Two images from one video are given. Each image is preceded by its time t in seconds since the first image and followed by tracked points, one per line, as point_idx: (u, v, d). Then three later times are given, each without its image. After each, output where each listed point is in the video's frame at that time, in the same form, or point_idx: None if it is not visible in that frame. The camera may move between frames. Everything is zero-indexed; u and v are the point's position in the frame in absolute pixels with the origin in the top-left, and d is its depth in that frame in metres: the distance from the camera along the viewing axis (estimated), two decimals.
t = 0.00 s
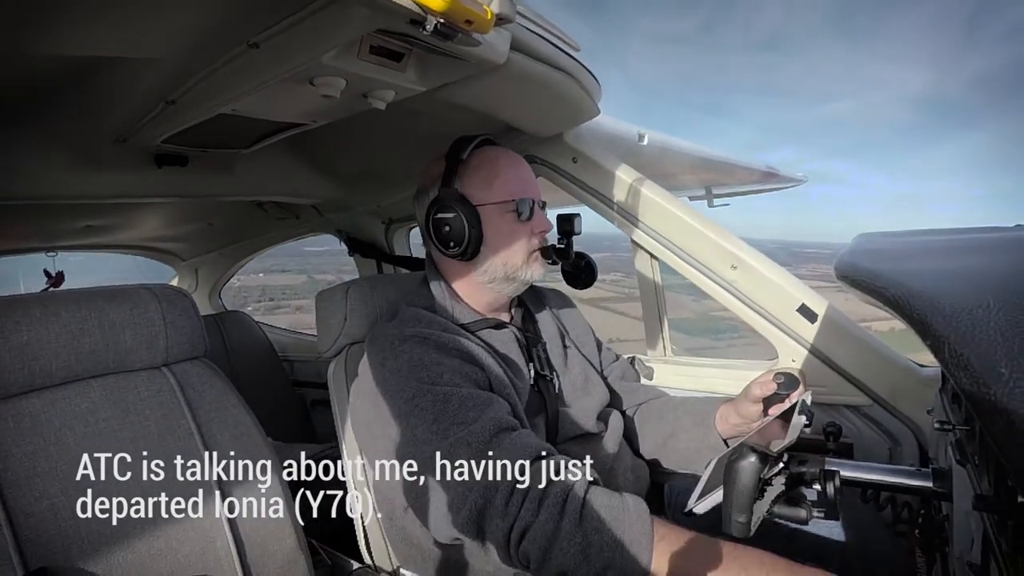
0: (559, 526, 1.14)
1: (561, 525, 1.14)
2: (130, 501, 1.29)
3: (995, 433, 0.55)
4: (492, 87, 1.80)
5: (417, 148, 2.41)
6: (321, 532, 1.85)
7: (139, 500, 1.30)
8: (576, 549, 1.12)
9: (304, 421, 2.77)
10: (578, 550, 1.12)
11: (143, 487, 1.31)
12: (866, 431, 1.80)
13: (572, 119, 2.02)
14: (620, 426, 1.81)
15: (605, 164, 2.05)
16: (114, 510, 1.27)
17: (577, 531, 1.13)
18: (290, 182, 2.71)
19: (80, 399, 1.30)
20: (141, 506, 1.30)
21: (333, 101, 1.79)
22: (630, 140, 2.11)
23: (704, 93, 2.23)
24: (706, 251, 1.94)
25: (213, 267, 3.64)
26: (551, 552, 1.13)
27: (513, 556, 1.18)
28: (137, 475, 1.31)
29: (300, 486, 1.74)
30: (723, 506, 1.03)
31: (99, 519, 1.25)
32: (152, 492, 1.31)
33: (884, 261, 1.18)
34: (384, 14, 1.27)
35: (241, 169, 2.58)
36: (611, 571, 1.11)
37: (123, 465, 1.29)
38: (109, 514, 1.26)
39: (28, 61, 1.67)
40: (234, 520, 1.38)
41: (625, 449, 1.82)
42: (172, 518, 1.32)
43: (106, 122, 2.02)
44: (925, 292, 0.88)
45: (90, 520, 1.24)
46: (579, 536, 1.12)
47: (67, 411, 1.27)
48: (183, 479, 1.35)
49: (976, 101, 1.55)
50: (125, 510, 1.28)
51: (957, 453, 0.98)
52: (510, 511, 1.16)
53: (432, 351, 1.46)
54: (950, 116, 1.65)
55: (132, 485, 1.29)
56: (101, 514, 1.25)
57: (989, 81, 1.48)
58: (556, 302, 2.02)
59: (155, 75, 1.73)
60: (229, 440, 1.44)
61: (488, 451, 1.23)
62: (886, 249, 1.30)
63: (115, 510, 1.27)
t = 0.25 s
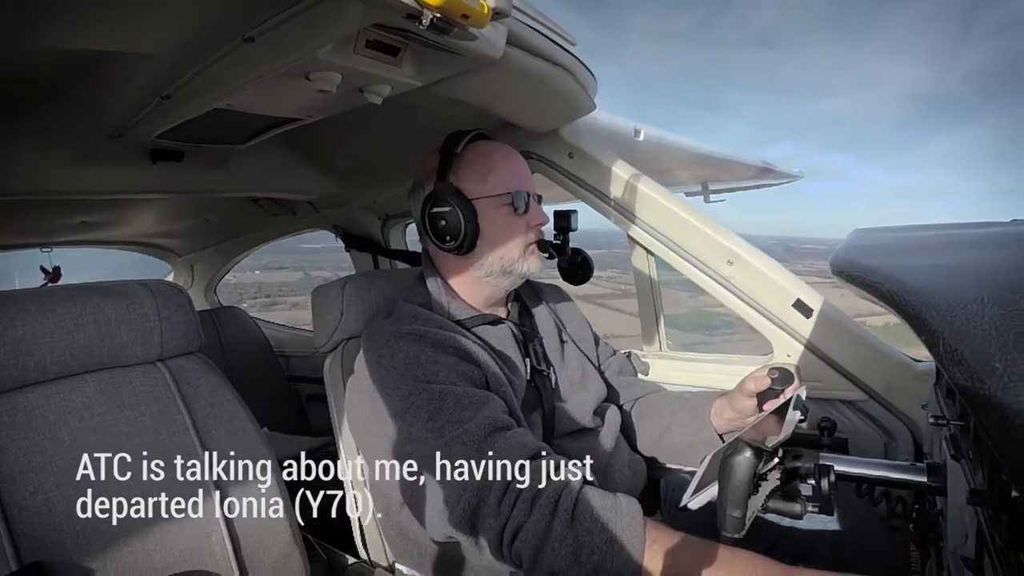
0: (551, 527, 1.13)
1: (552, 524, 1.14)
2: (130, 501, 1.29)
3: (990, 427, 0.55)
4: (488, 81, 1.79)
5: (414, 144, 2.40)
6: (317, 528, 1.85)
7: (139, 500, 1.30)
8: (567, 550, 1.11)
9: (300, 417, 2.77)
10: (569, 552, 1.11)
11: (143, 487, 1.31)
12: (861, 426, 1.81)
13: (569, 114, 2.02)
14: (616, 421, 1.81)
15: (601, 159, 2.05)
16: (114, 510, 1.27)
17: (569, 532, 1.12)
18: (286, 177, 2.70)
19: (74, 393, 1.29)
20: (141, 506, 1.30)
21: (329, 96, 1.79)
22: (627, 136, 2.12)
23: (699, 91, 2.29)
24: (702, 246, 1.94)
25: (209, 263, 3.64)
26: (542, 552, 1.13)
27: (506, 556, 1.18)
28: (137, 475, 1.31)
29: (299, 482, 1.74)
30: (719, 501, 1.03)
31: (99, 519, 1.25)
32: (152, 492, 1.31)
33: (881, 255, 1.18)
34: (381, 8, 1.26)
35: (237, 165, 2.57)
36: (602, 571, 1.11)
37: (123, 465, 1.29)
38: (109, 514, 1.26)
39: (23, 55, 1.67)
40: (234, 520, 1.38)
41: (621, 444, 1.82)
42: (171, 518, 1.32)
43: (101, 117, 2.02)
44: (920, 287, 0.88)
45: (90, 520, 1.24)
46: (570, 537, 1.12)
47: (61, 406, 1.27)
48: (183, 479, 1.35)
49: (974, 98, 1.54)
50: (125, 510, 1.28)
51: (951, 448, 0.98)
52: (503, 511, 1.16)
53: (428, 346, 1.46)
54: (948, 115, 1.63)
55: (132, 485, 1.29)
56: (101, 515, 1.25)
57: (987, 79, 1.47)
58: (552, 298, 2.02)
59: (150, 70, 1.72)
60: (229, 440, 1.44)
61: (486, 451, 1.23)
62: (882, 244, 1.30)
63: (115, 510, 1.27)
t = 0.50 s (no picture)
0: (525, 520, 1.11)
1: (527, 516, 1.11)
2: (130, 501, 1.29)
3: (984, 424, 0.55)
4: (484, 79, 1.79)
5: (410, 141, 2.40)
6: (314, 526, 1.85)
7: (139, 500, 1.30)
8: (542, 542, 1.09)
9: (296, 414, 2.77)
10: (544, 543, 1.09)
11: (143, 487, 1.31)
12: (857, 423, 1.80)
13: (566, 111, 2.02)
14: (613, 419, 1.81)
15: (598, 156, 2.05)
16: (114, 510, 1.27)
17: (544, 522, 1.10)
18: (282, 174, 2.69)
19: (69, 390, 1.29)
20: (141, 506, 1.30)
21: (325, 93, 1.78)
22: (623, 133, 2.10)
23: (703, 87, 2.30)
24: (698, 242, 1.94)
25: (205, 260, 3.63)
26: (519, 546, 1.11)
27: (483, 552, 1.15)
28: (137, 475, 1.31)
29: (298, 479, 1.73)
30: (715, 496, 1.03)
31: (99, 519, 1.25)
32: (152, 492, 1.31)
33: (877, 252, 1.19)
34: (376, 3, 1.26)
35: (233, 162, 2.57)
36: (580, 563, 1.08)
37: (123, 465, 1.29)
38: (109, 514, 1.26)
39: (17, 51, 1.66)
40: (234, 520, 1.38)
41: (617, 441, 1.82)
42: (171, 518, 1.32)
43: (96, 114, 2.01)
44: (915, 284, 0.88)
45: (90, 520, 1.24)
46: (545, 528, 1.10)
47: (56, 402, 1.26)
48: (182, 479, 1.34)
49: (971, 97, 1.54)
50: (125, 510, 1.28)
51: (947, 445, 0.99)
52: (477, 505, 1.14)
53: (418, 343, 1.46)
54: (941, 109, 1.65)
55: (132, 485, 1.29)
56: (101, 515, 1.25)
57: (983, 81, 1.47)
58: (550, 295, 2.02)
59: (145, 66, 1.71)
60: (228, 439, 1.43)
61: (465, 444, 1.23)
62: (878, 241, 1.30)
63: (115, 510, 1.27)
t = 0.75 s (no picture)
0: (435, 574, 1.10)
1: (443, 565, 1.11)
2: (130, 501, 1.29)
3: (977, 420, 0.55)
4: (480, 76, 1.79)
5: (406, 138, 2.40)
6: (311, 523, 1.85)
7: (139, 500, 1.30)
8: None
9: (292, 411, 2.77)
10: None
11: (143, 487, 1.31)
12: (852, 420, 1.81)
13: (563, 109, 2.02)
14: (609, 416, 1.81)
15: (594, 155, 2.05)
16: (114, 510, 1.28)
17: None
18: (277, 171, 2.69)
19: (64, 386, 1.29)
20: (141, 506, 1.31)
21: (320, 90, 1.78)
22: (619, 131, 2.10)
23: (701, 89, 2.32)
24: (695, 240, 1.95)
25: (200, 256, 3.62)
26: None
27: None
28: (137, 475, 1.31)
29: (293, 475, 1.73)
30: (711, 497, 1.04)
31: (99, 518, 1.26)
32: (152, 492, 1.31)
33: (872, 248, 1.19)
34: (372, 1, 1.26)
35: (229, 158, 2.56)
36: None
37: (123, 466, 1.29)
38: (109, 514, 1.27)
39: (12, 48, 1.66)
40: (233, 520, 1.38)
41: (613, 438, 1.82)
42: (172, 518, 1.32)
43: (91, 111, 2.01)
44: (909, 280, 0.89)
45: (90, 520, 1.25)
46: None
47: (51, 399, 1.26)
48: (183, 479, 1.35)
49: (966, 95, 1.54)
50: (125, 510, 1.29)
51: (940, 442, 0.99)
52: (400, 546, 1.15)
53: (401, 349, 1.44)
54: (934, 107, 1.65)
55: (132, 485, 1.30)
56: (101, 515, 1.26)
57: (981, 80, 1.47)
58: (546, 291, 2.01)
59: (140, 64, 1.71)
60: (224, 437, 1.43)
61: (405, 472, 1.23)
62: (874, 237, 1.31)
63: (115, 510, 1.28)
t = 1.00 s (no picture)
0: None
1: None
2: (130, 501, 1.29)
3: (973, 413, 0.55)
4: (477, 71, 1.79)
5: (403, 133, 2.39)
6: (308, 518, 1.85)
7: (139, 499, 1.30)
8: None
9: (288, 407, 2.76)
10: None
11: (143, 487, 1.31)
12: (848, 415, 1.81)
13: (561, 104, 2.02)
14: (604, 410, 1.82)
15: (592, 150, 2.04)
16: (114, 510, 1.28)
17: None
18: (274, 166, 2.68)
19: (60, 380, 1.28)
20: (141, 506, 1.31)
21: (317, 84, 1.78)
22: (617, 125, 2.13)
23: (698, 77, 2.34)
24: (691, 235, 1.95)
25: (197, 250, 3.61)
26: None
27: None
28: (137, 475, 1.31)
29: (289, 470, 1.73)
30: (708, 492, 1.06)
31: (99, 519, 1.26)
32: (152, 492, 1.31)
33: (868, 243, 1.20)
34: None
35: (225, 153, 2.56)
36: None
37: (123, 465, 1.29)
38: (109, 514, 1.28)
39: (7, 41, 1.65)
40: (233, 520, 1.38)
41: (609, 433, 1.83)
42: (171, 518, 1.33)
43: (86, 105, 2.00)
44: (905, 274, 0.89)
45: (90, 520, 1.25)
46: None
47: (47, 393, 1.26)
48: (182, 479, 1.35)
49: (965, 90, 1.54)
50: (125, 510, 1.29)
51: (936, 435, 1.00)
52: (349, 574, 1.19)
53: (374, 352, 1.47)
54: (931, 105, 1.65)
55: (132, 485, 1.30)
56: (101, 515, 1.27)
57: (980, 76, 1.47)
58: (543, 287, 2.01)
59: (135, 58, 1.71)
60: (220, 431, 1.43)
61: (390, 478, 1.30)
62: (869, 232, 1.31)
63: (115, 510, 1.28)
